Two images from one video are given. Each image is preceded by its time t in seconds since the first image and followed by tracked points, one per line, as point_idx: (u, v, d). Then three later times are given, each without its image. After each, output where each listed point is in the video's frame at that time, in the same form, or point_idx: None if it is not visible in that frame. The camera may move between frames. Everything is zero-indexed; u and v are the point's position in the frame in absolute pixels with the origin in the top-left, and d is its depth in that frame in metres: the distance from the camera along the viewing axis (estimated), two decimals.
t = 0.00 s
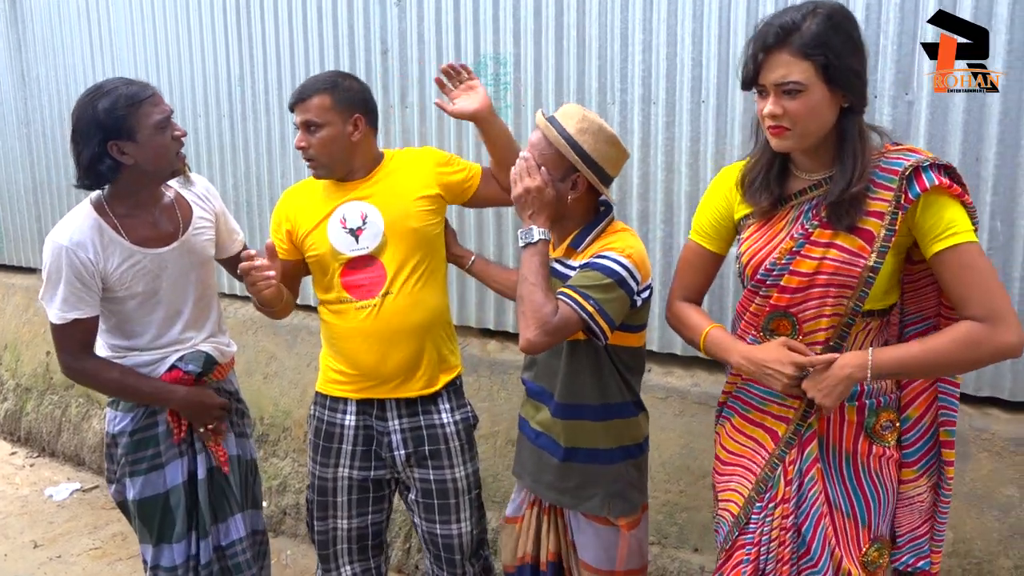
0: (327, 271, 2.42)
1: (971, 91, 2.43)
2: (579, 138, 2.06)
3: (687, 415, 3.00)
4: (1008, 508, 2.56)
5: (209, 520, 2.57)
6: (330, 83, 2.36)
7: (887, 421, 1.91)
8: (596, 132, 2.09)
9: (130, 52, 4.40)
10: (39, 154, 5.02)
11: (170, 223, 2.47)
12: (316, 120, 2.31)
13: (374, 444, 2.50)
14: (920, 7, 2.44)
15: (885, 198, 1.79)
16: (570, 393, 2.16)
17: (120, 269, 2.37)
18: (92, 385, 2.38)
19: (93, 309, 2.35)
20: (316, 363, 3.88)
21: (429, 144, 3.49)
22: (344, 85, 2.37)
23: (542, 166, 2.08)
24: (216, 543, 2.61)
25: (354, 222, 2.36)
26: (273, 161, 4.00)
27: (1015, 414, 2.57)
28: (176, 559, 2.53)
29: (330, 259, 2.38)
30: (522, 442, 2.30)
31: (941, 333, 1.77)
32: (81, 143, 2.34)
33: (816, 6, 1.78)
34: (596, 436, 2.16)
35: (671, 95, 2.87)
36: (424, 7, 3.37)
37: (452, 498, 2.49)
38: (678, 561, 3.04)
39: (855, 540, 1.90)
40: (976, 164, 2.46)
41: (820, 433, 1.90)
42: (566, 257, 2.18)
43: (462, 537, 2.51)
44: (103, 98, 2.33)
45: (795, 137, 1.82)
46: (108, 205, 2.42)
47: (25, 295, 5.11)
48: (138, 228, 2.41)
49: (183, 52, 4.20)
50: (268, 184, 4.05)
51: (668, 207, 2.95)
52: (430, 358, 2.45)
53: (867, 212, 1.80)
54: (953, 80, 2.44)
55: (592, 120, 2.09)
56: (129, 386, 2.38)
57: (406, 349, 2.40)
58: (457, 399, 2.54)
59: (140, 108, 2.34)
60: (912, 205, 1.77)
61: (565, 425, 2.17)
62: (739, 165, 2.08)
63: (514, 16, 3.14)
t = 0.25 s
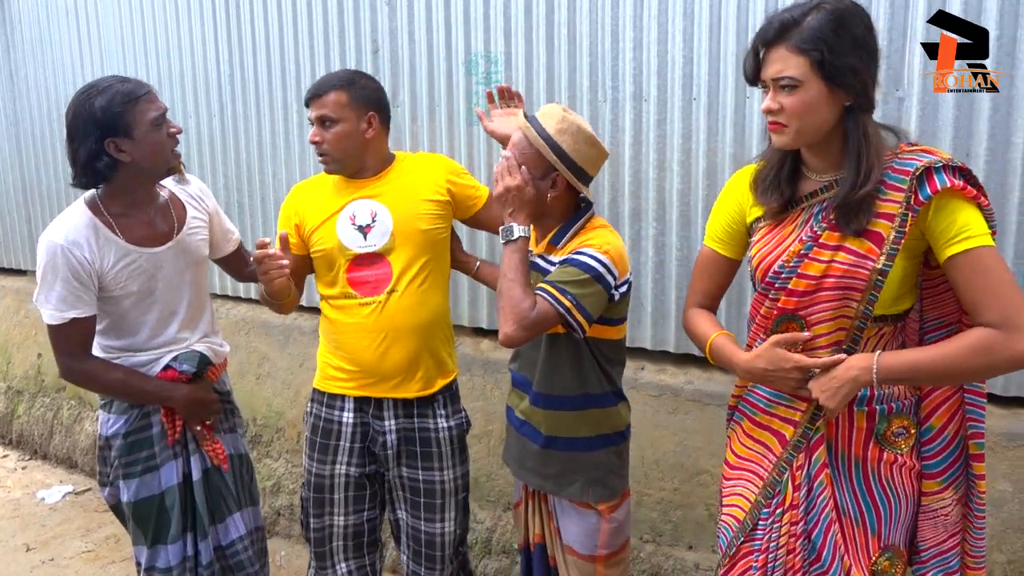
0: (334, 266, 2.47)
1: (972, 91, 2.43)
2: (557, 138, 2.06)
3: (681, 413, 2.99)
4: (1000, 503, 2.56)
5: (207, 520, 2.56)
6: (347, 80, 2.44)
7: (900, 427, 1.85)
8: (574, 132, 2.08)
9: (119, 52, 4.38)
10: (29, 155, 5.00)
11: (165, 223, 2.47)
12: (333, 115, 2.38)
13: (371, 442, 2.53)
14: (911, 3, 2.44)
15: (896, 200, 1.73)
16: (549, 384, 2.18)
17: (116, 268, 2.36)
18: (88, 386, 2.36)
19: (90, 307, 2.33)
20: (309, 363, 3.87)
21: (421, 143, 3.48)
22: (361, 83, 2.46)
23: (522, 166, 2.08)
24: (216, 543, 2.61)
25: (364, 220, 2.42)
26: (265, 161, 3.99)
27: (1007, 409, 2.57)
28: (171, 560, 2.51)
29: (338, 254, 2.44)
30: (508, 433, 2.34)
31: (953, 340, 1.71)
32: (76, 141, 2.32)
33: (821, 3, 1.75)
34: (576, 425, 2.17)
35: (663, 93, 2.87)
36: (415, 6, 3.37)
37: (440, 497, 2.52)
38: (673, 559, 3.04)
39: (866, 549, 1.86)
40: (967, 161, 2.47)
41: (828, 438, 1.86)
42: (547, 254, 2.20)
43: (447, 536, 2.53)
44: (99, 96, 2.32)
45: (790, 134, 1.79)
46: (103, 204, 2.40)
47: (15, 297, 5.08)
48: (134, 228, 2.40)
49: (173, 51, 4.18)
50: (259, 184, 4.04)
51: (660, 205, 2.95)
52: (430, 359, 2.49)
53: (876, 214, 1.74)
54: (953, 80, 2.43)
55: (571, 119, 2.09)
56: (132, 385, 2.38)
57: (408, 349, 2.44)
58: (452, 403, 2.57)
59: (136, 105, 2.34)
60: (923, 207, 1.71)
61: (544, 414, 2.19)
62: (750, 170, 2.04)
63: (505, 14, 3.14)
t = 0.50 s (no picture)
0: (349, 265, 2.49)
1: (972, 91, 2.42)
2: (538, 141, 2.10)
3: (677, 414, 2.99)
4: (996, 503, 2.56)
5: (206, 519, 2.55)
6: (376, 79, 2.46)
7: (896, 432, 1.85)
8: (554, 134, 2.11)
9: (113, 52, 4.36)
10: (23, 155, 4.98)
11: (168, 224, 2.46)
12: (363, 114, 2.41)
13: (381, 440, 2.55)
14: (907, 3, 2.45)
15: (894, 206, 1.72)
16: (536, 377, 2.23)
17: (119, 268, 2.35)
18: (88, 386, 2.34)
19: (93, 306, 2.31)
20: (305, 364, 3.86)
21: (417, 143, 3.47)
22: (391, 83, 2.49)
23: (506, 168, 2.13)
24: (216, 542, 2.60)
25: (384, 221, 2.46)
26: (260, 161, 3.98)
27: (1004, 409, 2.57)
28: (169, 560, 2.49)
29: (356, 253, 2.47)
30: (496, 424, 2.39)
31: (955, 350, 1.71)
32: (82, 140, 2.32)
33: (813, 5, 1.73)
34: (561, 416, 2.23)
35: (659, 93, 2.87)
36: (410, 5, 3.36)
37: (447, 493, 2.57)
38: (670, 560, 3.05)
39: (857, 552, 1.84)
40: (964, 161, 2.47)
41: (822, 439, 1.85)
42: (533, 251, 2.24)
43: (453, 530, 2.58)
44: (103, 94, 2.32)
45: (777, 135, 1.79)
46: (105, 202, 2.39)
47: (10, 298, 5.06)
48: (137, 228, 2.39)
49: (168, 51, 4.17)
50: (255, 185, 4.03)
51: (656, 205, 2.95)
52: (443, 359, 2.54)
53: (874, 218, 1.74)
54: (954, 80, 2.43)
55: (550, 121, 2.12)
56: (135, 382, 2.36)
57: (422, 347, 2.49)
58: (461, 399, 2.61)
59: (141, 104, 2.34)
60: (921, 214, 1.71)
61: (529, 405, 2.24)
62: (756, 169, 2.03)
63: (500, 14, 3.13)
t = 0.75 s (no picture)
0: (364, 266, 2.49)
1: (972, 91, 2.43)
2: (540, 139, 2.11)
3: (678, 416, 2.99)
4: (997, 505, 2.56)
5: (210, 520, 2.55)
6: (392, 81, 2.47)
7: (872, 432, 1.84)
8: (556, 132, 2.13)
9: (113, 56, 4.36)
10: (23, 159, 4.98)
11: (177, 227, 2.47)
12: (377, 115, 2.42)
13: (395, 440, 2.54)
14: (906, 6, 2.46)
15: (877, 209, 1.71)
16: (536, 372, 2.24)
17: (129, 271, 2.35)
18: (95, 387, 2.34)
19: (100, 308, 2.31)
20: (305, 367, 3.86)
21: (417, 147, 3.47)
22: (407, 85, 2.49)
23: (508, 166, 2.15)
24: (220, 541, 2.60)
25: (400, 222, 2.46)
26: (260, 165, 3.98)
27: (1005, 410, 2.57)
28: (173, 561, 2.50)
29: (371, 253, 2.47)
30: (497, 422, 2.39)
31: (930, 354, 1.69)
32: (95, 143, 2.32)
33: (800, 7, 1.74)
34: (559, 412, 2.23)
35: (658, 95, 2.87)
36: (410, 8, 3.36)
37: (458, 491, 2.58)
38: (670, 562, 3.04)
39: (833, 548, 1.84)
40: (963, 162, 2.47)
41: (797, 437, 1.85)
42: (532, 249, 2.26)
43: (464, 528, 2.59)
44: (116, 98, 2.32)
45: (765, 134, 1.80)
46: (117, 205, 2.39)
47: (10, 302, 5.06)
48: (147, 231, 2.39)
49: (168, 55, 4.17)
50: (255, 188, 4.03)
51: (656, 207, 2.95)
52: (454, 361, 2.55)
53: (857, 220, 1.73)
54: (953, 80, 2.43)
55: (553, 120, 2.14)
56: (141, 382, 2.36)
57: (435, 348, 2.50)
58: (472, 399, 2.63)
59: (154, 107, 2.35)
60: (902, 218, 1.70)
61: (528, 401, 2.24)
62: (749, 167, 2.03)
63: (500, 17, 3.14)
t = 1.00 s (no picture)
0: (362, 266, 2.50)
1: (971, 91, 2.43)
2: (552, 139, 2.13)
3: (677, 416, 3.00)
4: (997, 504, 2.57)
5: (212, 522, 2.55)
6: (394, 83, 2.46)
7: (853, 429, 1.82)
8: (568, 132, 2.15)
9: (111, 57, 4.36)
10: (22, 161, 4.98)
11: (185, 227, 2.47)
12: (378, 116, 2.41)
13: (392, 438, 2.55)
14: (904, 6, 2.46)
15: (858, 208, 1.71)
16: (543, 373, 2.26)
17: (138, 271, 2.35)
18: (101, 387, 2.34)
19: (107, 308, 2.31)
20: (305, 368, 3.86)
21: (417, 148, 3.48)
22: (408, 87, 2.49)
23: (519, 165, 2.16)
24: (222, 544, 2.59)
25: (399, 223, 2.46)
26: (260, 166, 3.98)
27: (1003, 409, 2.58)
28: (175, 562, 2.50)
29: (370, 253, 2.48)
30: (502, 422, 2.40)
31: (907, 351, 1.69)
32: (106, 145, 2.31)
33: (783, 9, 1.75)
34: (568, 413, 2.24)
35: (657, 96, 2.88)
36: (409, 10, 3.37)
37: (456, 491, 2.58)
38: (671, 561, 3.05)
39: (816, 541, 1.84)
40: (961, 162, 2.48)
41: (778, 432, 1.85)
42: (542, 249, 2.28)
43: (462, 528, 2.59)
44: (126, 99, 2.32)
45: (750, 134, 1.82)
46: (126, 205, 2.39)
47: (9, 304, 5.06)
48: (156, 231, 2.39)
49: (166, 56, 4.17)
50: (254, 190, 4.03)
51: (655, 208, 2.96)
52: (451, 362, 2.55)
53: (838, 219, 1.74)
54: (953, 80, 2.44)
55: (565, 121, 2.15)
56: (146, 382, 2.36)
57: (432, 350, 2.50)
58: (470, 399, 2.63)
59: (163, 108, 2.35)
60: (883, 218, 1.70)
61: (535, 402, 2.26)
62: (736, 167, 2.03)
63: (499, 19, 3.14)
